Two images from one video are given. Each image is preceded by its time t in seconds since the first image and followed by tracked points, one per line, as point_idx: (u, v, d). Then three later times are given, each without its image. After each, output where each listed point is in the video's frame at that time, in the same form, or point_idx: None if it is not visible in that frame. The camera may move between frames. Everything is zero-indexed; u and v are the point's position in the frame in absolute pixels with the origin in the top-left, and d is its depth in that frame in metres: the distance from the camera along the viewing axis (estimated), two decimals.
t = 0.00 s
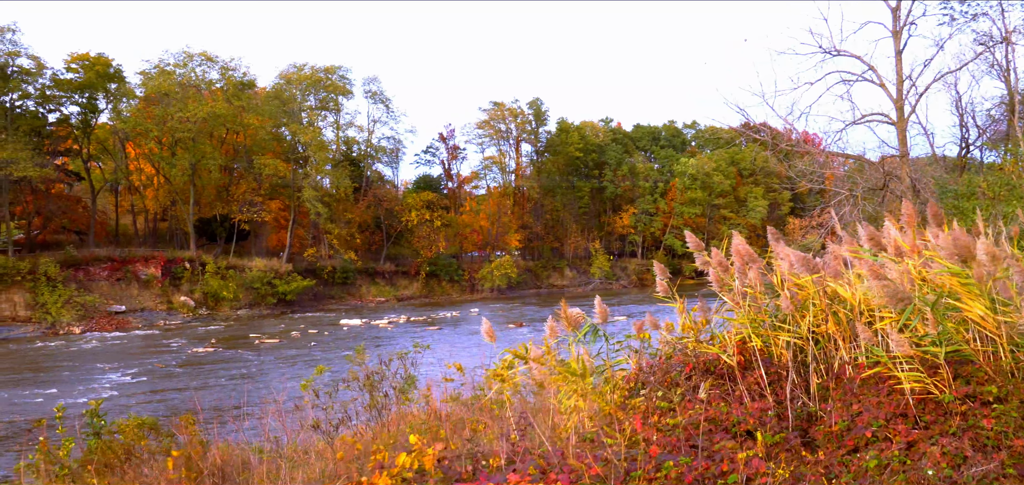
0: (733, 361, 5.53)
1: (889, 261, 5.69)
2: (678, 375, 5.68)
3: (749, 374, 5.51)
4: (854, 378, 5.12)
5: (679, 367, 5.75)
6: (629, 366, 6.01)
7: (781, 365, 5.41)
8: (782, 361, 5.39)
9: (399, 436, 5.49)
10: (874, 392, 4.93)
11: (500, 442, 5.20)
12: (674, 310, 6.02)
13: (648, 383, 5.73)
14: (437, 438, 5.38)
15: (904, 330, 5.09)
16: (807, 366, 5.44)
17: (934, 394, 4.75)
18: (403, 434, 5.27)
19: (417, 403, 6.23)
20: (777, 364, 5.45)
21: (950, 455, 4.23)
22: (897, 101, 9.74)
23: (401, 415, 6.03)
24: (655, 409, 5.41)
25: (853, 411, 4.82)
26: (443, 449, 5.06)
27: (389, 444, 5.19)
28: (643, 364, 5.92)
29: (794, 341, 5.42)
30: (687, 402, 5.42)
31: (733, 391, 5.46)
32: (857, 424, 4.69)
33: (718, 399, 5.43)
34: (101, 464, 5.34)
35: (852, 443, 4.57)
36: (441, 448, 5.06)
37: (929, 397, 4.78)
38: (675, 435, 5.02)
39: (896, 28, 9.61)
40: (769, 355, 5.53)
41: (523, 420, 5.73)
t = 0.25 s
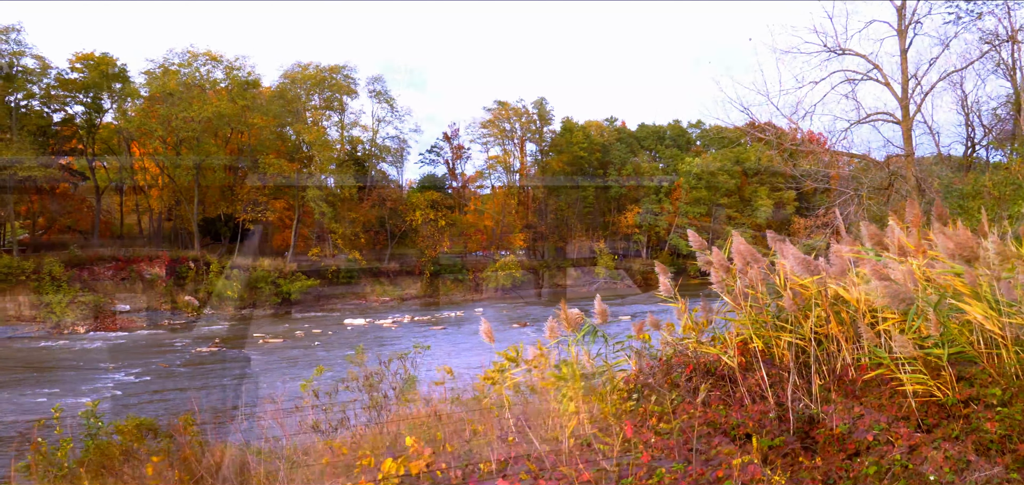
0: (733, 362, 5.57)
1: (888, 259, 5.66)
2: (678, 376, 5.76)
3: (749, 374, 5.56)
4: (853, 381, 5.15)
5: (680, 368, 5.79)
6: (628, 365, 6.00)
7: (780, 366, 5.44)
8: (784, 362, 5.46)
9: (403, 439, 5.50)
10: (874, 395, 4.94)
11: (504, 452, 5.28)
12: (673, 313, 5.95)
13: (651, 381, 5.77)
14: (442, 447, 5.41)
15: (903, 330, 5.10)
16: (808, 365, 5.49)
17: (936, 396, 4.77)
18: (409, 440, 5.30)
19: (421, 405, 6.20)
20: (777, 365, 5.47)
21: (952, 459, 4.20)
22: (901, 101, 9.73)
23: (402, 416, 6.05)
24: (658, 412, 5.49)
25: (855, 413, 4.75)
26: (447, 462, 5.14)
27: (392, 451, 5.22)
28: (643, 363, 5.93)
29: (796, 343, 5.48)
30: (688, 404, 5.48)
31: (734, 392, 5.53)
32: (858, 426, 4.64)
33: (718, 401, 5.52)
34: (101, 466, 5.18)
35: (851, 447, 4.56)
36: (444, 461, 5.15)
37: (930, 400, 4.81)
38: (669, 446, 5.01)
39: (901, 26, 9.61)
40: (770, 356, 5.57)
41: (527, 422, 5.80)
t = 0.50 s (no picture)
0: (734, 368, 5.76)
1: (891, 255, 5.99)
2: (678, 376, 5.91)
3: (749, 381, 5.79)
4: (857, 381, 5.76)
5: (680, 367, 5.91)
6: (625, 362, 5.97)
7: (782, 369, 5.83)
8: (786, 363, 5.86)
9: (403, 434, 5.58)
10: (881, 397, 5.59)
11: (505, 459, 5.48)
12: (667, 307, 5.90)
13: (647, 383, 5.89)
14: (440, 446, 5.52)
15: (907, 331, 5.60)
16: (806, 369, 5.87)
17: (937, 398, 5.50)
18: (409, 441, 5.45)
19: (420, 395, 5.79)
20: (778, 370, 5.85)
21: (955, 462, 5.15)
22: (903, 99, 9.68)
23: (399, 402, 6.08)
24: (657, 416, 5.70)
25: (857, 415, 5.50)
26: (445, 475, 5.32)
27: (399, 457, 5.35)
28: (641, 361, 5.95)
29: (797, 345, 5.89)
30: (694, 412, 5.71)
31: (733, 398, 5.79)
32: (863, 427, 5.39)
33: (720, 410, 5.73)
34: (99, 466, 5.17)
35: (865, 452, 5.27)
36: (440, 468, 5.37)
37: (930, 398, 5.52)
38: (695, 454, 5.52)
39: (905, 26, 9.59)
40: (771, 357, 5.87)
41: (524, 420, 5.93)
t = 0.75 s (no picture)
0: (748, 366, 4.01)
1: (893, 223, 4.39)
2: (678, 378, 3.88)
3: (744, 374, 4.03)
4: (854, 379, 3.94)
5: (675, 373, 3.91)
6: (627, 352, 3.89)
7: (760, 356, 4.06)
8: (771, 366, 4.01)
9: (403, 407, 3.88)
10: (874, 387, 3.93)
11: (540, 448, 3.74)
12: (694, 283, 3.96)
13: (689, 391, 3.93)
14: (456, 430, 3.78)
15: (905, 330, 3.92)
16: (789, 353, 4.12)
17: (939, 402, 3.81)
18: (404, 446, 3.51)
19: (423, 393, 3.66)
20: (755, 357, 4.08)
21: (953, 464, 3.76)
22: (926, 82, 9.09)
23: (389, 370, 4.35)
24: (655, 416, 3.81)
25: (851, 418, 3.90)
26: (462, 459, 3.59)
27: (382, 459, 3.47)
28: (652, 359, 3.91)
29: (796, 343, 4.06)
30: (710, 423, 3.91)
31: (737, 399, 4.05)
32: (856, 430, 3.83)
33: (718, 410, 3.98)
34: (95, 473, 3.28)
35: (863, 452, 3.83)
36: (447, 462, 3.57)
37: (933, 405, 3.83)
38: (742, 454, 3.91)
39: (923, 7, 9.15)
40: (769, 359, 4.04)
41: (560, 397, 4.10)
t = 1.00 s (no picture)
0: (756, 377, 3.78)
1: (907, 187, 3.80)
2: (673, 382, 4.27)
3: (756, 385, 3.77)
4: (852, 380, 3.59)
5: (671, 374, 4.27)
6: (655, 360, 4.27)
7: (774, 359, 3.88)
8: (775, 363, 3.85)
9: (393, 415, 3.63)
10: (862, 389, 3.57)
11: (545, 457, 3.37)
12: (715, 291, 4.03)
13: (694, 394, 4.27)
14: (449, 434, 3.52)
15: (906, 331, 3.48)
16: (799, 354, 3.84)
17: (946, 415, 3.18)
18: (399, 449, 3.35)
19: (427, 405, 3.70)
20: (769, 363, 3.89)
21: None
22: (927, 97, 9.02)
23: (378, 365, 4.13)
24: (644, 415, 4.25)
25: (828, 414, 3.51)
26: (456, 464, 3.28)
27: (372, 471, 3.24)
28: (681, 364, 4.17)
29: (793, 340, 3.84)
30: (729, 428, 4.14)
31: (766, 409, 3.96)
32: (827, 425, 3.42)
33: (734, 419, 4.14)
34: None
35: (860, 459, 3.53)
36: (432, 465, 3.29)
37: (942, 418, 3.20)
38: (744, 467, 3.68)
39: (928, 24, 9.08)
40: (767, 359, 3.90)
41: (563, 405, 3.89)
